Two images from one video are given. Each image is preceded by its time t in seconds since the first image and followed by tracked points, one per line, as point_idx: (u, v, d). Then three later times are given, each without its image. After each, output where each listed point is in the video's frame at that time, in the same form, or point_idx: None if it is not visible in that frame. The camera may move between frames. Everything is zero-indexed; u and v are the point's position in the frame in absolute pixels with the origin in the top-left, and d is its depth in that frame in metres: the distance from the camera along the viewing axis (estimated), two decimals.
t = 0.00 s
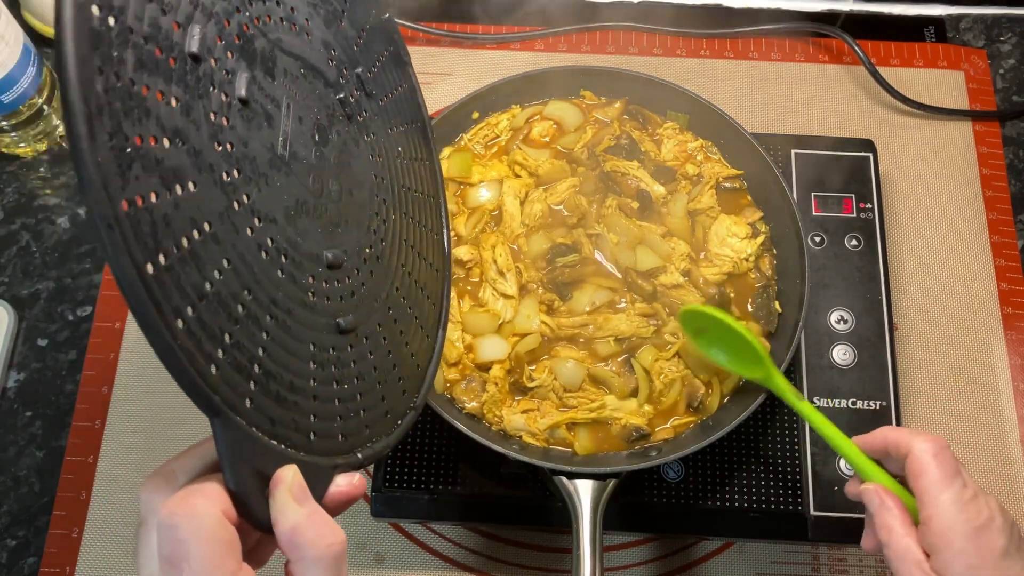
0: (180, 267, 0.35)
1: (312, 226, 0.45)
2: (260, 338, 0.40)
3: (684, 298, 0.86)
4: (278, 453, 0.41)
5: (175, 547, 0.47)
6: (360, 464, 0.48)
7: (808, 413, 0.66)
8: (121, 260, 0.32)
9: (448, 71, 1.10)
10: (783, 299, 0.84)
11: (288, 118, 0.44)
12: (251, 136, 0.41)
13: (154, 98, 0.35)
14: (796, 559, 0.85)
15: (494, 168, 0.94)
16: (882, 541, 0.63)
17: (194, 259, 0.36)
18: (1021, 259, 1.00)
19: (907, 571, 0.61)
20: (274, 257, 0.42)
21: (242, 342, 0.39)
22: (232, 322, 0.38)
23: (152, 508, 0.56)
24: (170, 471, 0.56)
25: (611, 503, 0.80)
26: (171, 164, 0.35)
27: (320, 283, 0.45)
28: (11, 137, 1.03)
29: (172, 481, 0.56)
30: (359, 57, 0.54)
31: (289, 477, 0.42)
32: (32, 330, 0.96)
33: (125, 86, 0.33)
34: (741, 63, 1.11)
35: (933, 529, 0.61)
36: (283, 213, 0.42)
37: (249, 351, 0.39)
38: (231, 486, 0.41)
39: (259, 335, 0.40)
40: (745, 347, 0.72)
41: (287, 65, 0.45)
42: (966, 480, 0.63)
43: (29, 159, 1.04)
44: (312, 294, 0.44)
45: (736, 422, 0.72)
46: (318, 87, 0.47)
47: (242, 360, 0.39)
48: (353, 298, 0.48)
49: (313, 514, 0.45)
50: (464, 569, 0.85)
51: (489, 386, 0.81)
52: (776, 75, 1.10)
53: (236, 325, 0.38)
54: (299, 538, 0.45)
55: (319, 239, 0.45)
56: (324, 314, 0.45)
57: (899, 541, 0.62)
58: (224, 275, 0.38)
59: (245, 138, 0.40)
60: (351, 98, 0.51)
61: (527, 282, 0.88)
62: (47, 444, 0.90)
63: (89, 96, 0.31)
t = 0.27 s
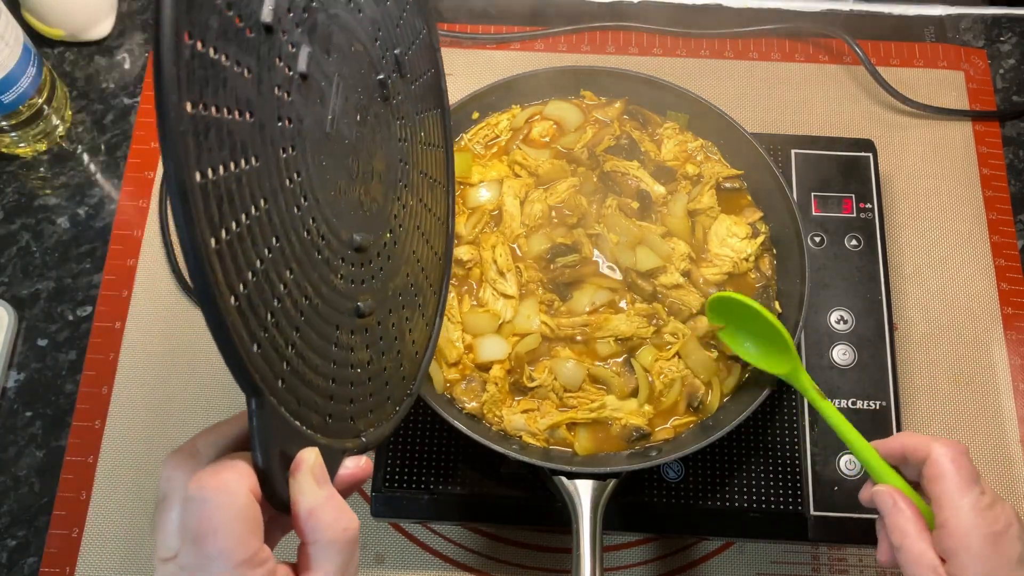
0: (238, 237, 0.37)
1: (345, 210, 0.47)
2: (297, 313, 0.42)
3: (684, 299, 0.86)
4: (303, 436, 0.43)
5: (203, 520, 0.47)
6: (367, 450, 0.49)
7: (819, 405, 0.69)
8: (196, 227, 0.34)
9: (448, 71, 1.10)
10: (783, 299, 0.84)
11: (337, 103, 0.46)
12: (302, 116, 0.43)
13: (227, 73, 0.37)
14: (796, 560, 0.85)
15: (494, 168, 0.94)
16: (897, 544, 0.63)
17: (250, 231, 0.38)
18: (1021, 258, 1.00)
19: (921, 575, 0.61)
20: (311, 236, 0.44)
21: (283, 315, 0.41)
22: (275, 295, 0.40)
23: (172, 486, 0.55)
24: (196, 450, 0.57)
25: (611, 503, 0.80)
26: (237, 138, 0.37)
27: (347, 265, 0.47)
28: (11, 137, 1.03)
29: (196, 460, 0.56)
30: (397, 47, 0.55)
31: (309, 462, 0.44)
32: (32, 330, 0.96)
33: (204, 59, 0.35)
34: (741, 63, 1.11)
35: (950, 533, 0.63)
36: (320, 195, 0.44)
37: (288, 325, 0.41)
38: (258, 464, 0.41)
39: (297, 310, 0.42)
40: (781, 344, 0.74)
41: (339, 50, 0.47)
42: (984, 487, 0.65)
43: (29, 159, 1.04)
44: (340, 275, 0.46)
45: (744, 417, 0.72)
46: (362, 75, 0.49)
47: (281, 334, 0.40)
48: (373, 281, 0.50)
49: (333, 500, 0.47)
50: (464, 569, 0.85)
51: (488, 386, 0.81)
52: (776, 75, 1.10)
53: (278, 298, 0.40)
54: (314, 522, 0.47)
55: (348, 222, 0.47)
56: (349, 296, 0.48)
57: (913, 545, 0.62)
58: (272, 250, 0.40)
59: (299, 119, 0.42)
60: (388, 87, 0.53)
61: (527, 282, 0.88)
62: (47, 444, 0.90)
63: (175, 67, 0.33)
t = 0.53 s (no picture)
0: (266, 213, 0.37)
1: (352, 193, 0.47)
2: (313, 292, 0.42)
3: (684, 299, 0.86)
4: (315, 416, 0.43)
5: (236, 495, 0.48)
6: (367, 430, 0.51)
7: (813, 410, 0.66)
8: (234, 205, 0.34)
9: (448, 71, 1.10)
10: (783, 299, 0.84)
11: (346, 87, 0.46)
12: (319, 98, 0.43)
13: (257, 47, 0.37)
14: (796, 560, 0.84)
15: (494, 168, 0.94)
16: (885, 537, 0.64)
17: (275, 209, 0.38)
18: (1021, 258, 1.00)
19: (909, 569, 0.62)
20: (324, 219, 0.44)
21: (301, 296, 0.41)
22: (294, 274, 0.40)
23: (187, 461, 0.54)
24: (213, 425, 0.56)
25: (612, 503, 0.80)
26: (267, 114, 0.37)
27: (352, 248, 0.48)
28: (11, 137, 1.03)
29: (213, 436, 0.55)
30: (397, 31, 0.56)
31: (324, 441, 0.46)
32: (32, 330, 0.96)
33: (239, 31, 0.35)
34: (741, 63, 1.11)
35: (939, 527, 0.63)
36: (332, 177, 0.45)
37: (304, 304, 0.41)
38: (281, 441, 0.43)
39: (312, 292, 0.42)
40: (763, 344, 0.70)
41: (350, 32, 0.47)
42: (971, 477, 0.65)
43: (29, 159, 1.04)
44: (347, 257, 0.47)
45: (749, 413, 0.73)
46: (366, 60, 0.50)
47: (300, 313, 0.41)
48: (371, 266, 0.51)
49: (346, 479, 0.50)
50: (464, 569, 0.85)
51: (488, 386, 0.81)
52: (776, 75, 1.10)
53: (297, 279, 0.41)
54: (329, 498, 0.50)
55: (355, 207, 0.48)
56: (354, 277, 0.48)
57: (903, 538, 0.63)
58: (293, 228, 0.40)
59: (316, 100, 0.43)
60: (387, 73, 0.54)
61: (527, 282, 0.88)
62: (47, 444, 0.90)
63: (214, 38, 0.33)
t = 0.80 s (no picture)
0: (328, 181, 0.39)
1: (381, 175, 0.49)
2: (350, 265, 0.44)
3: (684, 299, 0.86)
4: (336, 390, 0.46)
5: (269, 474, 0.49)
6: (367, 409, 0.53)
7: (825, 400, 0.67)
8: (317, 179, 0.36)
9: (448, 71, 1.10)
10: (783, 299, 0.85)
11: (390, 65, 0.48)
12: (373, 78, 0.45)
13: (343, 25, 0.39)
14: (796, 560, 0.85)
15: (494, 167, 0.94)
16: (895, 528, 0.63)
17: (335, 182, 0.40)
18: (1021, 259, 1.00)
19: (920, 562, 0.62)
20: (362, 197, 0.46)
21: (341, 272, 0.43)
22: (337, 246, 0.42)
23: (210, 433, 0.53)
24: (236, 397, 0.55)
25: (611, 503, 0.80)
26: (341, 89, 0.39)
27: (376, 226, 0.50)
28: (11, 137, 1.03)
29: (238, 408, 0.54)
30: (429, 12, 0.57)
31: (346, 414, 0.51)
32: (32, 330, 0.96)
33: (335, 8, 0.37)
34: (741, 63, 1.11)
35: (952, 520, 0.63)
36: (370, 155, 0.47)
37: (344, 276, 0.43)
38: (312, 413, 0.42)
39: (348, 268, 0.44)
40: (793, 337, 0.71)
41: (399, 17, 0.49)
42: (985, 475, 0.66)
43: (28, 159, 1.05)
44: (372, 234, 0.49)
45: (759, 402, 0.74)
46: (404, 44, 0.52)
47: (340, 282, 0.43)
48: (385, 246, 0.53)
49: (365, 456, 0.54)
50: (464, 569, 0.85)
51: (488, 386, 0.81)
52: (776, 75, 1.10)
53: (340, 255, 0.43)
54: (348, 473, 0.54)
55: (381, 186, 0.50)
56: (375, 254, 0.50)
57: (916, 531, 0.62)
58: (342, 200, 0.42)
59: (370, 80, 0.44)
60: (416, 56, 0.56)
61: (527, 282, 0.88)
62: (47, 444, 0.90)
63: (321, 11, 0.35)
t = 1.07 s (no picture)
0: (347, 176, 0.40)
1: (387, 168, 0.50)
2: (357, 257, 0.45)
3: (684, 299, 0.86)
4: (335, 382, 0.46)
5: (278, 470, 0.49)
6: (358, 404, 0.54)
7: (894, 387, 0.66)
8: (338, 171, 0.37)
9: (448, 71, 1.10)
10: (782, 300, 0.85)
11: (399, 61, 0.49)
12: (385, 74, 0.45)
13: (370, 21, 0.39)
14: (796, 560, 0.85)
15: (494, 167, 0.94)
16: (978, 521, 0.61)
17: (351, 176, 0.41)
18: (1021, 259, 1.00)
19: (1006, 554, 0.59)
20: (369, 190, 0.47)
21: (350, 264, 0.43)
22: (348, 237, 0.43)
23: (212, 428, 0.52)
24: (237, 391, 0.54)
25: (611, 504, 0.80)
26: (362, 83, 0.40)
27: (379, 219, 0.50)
28: (11, 137, 1.03)
29: (240, 402, 0.53)
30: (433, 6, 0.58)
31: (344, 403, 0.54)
32: (32, 330, 0.96)
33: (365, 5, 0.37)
34: (741, 63, 1.11)
35: None
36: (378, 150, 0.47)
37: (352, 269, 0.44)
38: (318, 405, 0.44)
39: (356, 262, 0.45)
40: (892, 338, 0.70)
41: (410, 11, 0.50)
42: None
43: (28, 159, 1.05)
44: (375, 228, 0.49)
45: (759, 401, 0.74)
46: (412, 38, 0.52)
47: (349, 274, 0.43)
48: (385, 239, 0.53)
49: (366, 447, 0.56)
50: (464, 569, 0.85)
51: (489, 386, 0.81)
52: (776, 75, 1.10)
53: (350, 250, 0.43)
54: (350, 465, 0.56)
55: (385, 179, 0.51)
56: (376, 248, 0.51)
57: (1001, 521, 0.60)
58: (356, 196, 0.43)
59: (383, 75, 0.45)
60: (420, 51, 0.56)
61: (527, 282, 0.88)
62: (47, 444, 0.90)
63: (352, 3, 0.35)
